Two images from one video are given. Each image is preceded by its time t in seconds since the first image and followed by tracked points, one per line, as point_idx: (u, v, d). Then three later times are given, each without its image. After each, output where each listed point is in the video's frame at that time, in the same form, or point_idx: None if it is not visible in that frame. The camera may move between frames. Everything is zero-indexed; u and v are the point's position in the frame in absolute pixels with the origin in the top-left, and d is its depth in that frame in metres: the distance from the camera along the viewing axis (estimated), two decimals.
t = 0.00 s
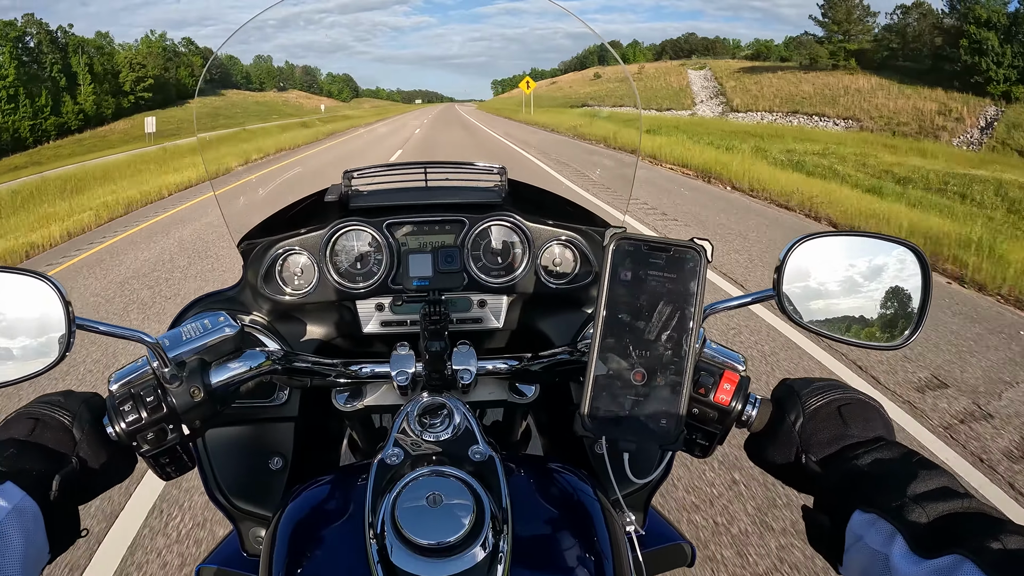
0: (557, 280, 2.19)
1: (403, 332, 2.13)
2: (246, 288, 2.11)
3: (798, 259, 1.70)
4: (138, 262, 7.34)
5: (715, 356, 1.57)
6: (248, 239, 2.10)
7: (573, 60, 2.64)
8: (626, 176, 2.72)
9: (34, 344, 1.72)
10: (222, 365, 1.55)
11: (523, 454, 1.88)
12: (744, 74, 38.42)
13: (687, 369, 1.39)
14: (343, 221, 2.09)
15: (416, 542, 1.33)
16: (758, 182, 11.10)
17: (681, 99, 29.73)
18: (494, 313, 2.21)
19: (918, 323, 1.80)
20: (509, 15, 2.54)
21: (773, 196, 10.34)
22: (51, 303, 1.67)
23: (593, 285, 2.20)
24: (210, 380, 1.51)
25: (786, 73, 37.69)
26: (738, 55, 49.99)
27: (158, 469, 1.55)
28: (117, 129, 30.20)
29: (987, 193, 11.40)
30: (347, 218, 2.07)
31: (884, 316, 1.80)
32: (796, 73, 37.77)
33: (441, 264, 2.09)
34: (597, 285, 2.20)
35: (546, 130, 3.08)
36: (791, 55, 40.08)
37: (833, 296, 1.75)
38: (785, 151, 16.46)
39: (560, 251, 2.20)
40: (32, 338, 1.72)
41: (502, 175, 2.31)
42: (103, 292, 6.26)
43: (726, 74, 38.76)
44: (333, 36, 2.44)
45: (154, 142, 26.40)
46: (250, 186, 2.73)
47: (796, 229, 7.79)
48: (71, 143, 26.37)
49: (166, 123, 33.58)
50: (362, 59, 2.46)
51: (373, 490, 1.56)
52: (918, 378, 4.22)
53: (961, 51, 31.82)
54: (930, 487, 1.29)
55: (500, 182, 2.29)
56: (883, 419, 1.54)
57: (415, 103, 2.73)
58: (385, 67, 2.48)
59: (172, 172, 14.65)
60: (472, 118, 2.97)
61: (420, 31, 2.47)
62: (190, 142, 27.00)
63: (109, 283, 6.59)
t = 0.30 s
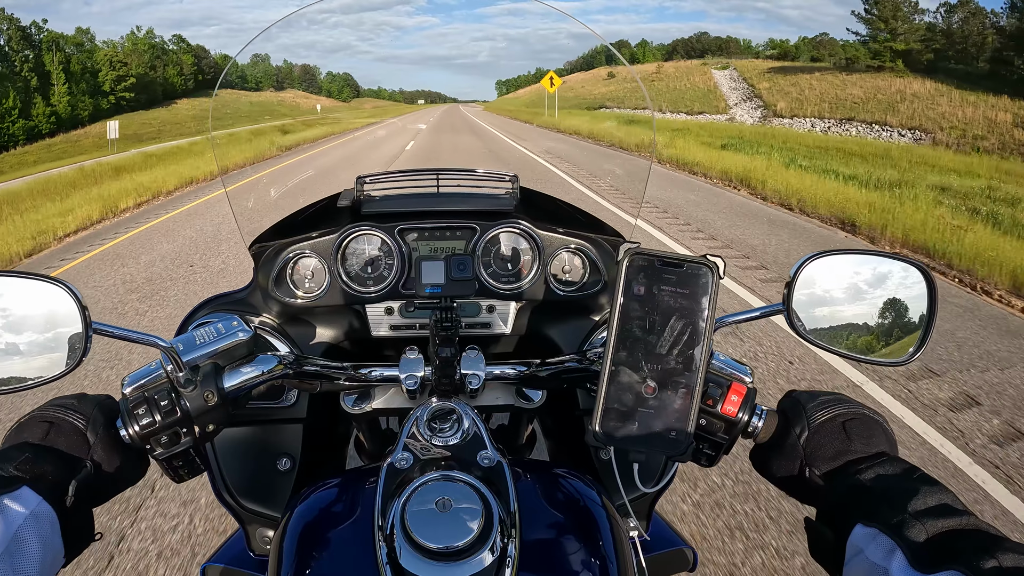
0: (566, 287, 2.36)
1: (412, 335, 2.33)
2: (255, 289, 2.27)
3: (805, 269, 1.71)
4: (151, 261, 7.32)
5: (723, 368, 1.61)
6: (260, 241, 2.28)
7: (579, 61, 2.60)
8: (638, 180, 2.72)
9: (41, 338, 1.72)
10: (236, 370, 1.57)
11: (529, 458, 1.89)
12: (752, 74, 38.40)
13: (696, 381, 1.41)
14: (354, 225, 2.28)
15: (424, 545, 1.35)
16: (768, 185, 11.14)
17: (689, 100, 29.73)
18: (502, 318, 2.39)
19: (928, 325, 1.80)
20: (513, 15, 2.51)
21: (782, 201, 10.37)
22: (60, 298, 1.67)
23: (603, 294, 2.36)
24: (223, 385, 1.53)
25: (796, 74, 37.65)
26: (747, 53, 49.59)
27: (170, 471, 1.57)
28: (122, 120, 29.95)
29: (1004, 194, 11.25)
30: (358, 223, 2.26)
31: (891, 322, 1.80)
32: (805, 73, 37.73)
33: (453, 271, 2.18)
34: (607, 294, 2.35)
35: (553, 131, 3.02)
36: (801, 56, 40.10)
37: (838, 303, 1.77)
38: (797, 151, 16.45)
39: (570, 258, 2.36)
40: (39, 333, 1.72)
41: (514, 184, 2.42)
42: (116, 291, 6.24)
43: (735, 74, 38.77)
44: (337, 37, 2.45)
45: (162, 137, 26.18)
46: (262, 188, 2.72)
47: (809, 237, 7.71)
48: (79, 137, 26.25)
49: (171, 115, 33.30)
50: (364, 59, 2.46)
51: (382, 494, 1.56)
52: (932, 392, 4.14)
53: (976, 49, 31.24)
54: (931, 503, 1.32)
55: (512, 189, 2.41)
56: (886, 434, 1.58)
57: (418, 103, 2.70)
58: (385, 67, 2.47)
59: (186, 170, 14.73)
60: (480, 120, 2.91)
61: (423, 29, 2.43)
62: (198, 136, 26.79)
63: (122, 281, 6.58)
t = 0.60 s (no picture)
0: (575, 294, 2.45)
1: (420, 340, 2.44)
2: (265, 293, 2.38)
3: (815, 280, 1.72)
4: (158, 260, 7.30)
5: (732, 380, 1.62)
6: (272, 246, 2.36)
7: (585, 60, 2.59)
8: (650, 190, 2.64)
9: (51, 338, 1.71)
10: (248, 376, 1.59)
11: (536, 465, 1.88)
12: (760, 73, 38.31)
13: (707, 394, 1.42)
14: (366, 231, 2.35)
15: (434, 553, 1.31)
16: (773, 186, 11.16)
17: (695, 101, 29.63)
18: (513, 326, 2.47)
19: (937, 336, 1.81)
20: (515, 16, 2.48)
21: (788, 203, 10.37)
22: (68, 300, 1.65)
23: (611, 301, 2.46)
24: (236, 392, 1.54)
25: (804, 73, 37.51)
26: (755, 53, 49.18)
27: (182, 477, 1.59)
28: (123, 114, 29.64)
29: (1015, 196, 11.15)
30: (369, 230, 2.33)
31: (900, 331, 1.81)
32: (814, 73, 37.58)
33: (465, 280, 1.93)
34: (615, 302, 2.45)
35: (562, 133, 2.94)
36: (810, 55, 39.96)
37: (846, 311, 1.78)
38: (804, 151, 16.41)
39: (580, 266, 2.46)
40: (49, 333, 1.71)
41: (525, 191, 2.52)
42: (122, 290, 6.22)
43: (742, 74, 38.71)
44: (338, 36, 2.51)
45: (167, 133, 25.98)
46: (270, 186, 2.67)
47: (816, 243, 7.67)
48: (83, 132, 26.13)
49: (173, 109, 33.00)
50: (367, 58, 2.54)
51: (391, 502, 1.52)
52: (941, 402, 4.11)
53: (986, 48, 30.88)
54: (935, 518, 1.33)
55: (523, 197, 2.51)
56: (892, 448, 1.61)
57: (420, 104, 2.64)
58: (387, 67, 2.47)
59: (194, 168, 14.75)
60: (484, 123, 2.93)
61: (426, 30, 2.48)
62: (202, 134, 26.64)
63: (129, 280, 6.57)
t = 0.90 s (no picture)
0: (584, 293, 2.45)
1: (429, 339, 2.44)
2: (273, 292, 2.37)
3: (827, 277, 1.72)
4: (157, 258, 7.28)
5: (743, 377, 1.63)
6: (280, 243, 2.36)
7: (593, 60, 2.56)
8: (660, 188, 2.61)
9: (61, 335, 1.72)
10: (258, 374, 1.59)
11: (545, 462, 1.87)
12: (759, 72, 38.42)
13: (717, 392, 1.43)
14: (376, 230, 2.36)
15: (443, 550, 1.30)
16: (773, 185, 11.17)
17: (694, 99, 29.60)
18: (521, 323, 2.47)
19: (947, 334, 1.81)
20: (518, 16, 2.50)
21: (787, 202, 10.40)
22: (79, 299, 1.66)
23: (620, 300, 2.45)
24: (246, 388, 1.55)
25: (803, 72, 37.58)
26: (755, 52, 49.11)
27: (192, 475, 1.60)
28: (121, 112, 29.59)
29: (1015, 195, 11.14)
30: (378, 229, 2.34)
31: (908, 329, 1.82)
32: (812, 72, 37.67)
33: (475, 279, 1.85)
34: (623, 300, 2.44)
35: (568, 134, 2.97)
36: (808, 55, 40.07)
37: (856, 309, 1.78)
38: (803, 149, 16.45)
39: (589, 264, 2.46)
40: (60, 329, 1.72)
41: (533, 189, 2.53)
42: (121, 288, 6.21)
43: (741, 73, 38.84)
44: (340, 36, 2.50)
45: (166, 132, 25.94)
46: (279, 186, 2.70)
47: (817, 243, 7.65)
48: (82, 130, 26.10)
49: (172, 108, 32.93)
50: (369, 58, 2.45)
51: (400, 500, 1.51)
52: (942, 403, 4.10)
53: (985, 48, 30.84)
54: (945, 518, 1.33)
55: (532, 195, 2.53)
56: (902, 446, 1.61)
57: (423, 103, 2.67)
58: (388, 67, 2.47)
59: (193, 166, 14.75)
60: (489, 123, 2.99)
61: (429, 29, 2.43)
62: (201, 133, 26.61)
63: (128, 279, 6.55)
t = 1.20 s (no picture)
0: (594, 302, 2.49)
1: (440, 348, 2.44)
2: (284, 303, 2.42)
3: (838, 286, 1.73)
4: (156, 264, 7.28)
5: (753, 389, 1.65)
6: (291, 255, 2.40)
7: (597, 61, 2.55)
8: (670, 197, 2.63)
9: (75, 345, 1.73)
10: (273, 388, 1.61)
11: (555, 470, 1.87)
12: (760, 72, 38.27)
13: (728, 404, 1.44)
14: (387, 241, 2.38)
15: (458, 560, 1.32)
16: (774, 185, 11.18)
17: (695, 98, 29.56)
18: (529, 333, 2.48)
19: (954, 342, 1.82)
20: (519, 18, 2.48)
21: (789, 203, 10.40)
22: (93, 310, 1.67)
23: (630, 309, 2.51)
24: (261, 403, 1.56)
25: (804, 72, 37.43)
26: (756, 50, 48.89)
27: (209, 488, 1.61)
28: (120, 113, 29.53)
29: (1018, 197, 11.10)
30: (389, 240, 2.37)
31: (918, 336, 1.83)
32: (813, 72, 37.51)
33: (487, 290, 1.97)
34: (633, 309, 2.51)
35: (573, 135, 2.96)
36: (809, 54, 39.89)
37: (867, 316, 1.80)
38: (804, 150, 16.44)
39: (599, 273, 2.50)
40: (74, 340, 1.73)
41: (543, 202, 2.58)
42: (121, 294, 6.20)
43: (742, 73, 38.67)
44: (344, 36, 2.52)
45: (165, 134, 25.91)
46: (289, 200, 2.66)
47: (818, 247, 7.65)
48: (81, 132, 26.06)
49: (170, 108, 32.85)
50: (372, 58, 2.49)
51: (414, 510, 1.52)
52: (943, 411, 4.09)
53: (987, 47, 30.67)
54: (951, 525, 1.34)
55: (541, 208, 2.58)
56: (909, 454, 1.62)
57: (424, 104, 2.62)
58: (391, 66, 2.48)
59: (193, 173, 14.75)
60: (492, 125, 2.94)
61: (430, 30, 2.49)
62: (198, 134, 26.52)
63: (127, 284, 6.54)
